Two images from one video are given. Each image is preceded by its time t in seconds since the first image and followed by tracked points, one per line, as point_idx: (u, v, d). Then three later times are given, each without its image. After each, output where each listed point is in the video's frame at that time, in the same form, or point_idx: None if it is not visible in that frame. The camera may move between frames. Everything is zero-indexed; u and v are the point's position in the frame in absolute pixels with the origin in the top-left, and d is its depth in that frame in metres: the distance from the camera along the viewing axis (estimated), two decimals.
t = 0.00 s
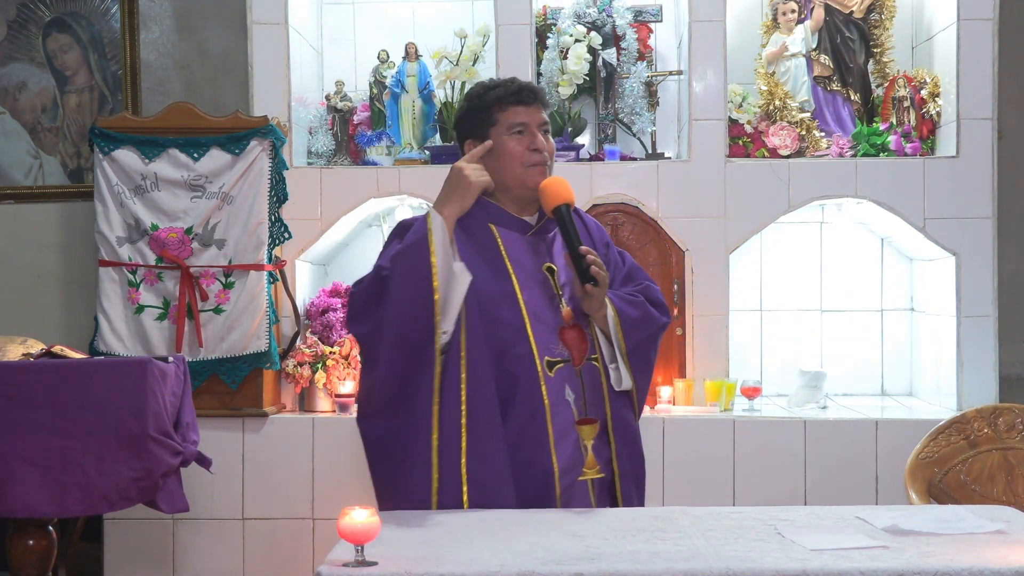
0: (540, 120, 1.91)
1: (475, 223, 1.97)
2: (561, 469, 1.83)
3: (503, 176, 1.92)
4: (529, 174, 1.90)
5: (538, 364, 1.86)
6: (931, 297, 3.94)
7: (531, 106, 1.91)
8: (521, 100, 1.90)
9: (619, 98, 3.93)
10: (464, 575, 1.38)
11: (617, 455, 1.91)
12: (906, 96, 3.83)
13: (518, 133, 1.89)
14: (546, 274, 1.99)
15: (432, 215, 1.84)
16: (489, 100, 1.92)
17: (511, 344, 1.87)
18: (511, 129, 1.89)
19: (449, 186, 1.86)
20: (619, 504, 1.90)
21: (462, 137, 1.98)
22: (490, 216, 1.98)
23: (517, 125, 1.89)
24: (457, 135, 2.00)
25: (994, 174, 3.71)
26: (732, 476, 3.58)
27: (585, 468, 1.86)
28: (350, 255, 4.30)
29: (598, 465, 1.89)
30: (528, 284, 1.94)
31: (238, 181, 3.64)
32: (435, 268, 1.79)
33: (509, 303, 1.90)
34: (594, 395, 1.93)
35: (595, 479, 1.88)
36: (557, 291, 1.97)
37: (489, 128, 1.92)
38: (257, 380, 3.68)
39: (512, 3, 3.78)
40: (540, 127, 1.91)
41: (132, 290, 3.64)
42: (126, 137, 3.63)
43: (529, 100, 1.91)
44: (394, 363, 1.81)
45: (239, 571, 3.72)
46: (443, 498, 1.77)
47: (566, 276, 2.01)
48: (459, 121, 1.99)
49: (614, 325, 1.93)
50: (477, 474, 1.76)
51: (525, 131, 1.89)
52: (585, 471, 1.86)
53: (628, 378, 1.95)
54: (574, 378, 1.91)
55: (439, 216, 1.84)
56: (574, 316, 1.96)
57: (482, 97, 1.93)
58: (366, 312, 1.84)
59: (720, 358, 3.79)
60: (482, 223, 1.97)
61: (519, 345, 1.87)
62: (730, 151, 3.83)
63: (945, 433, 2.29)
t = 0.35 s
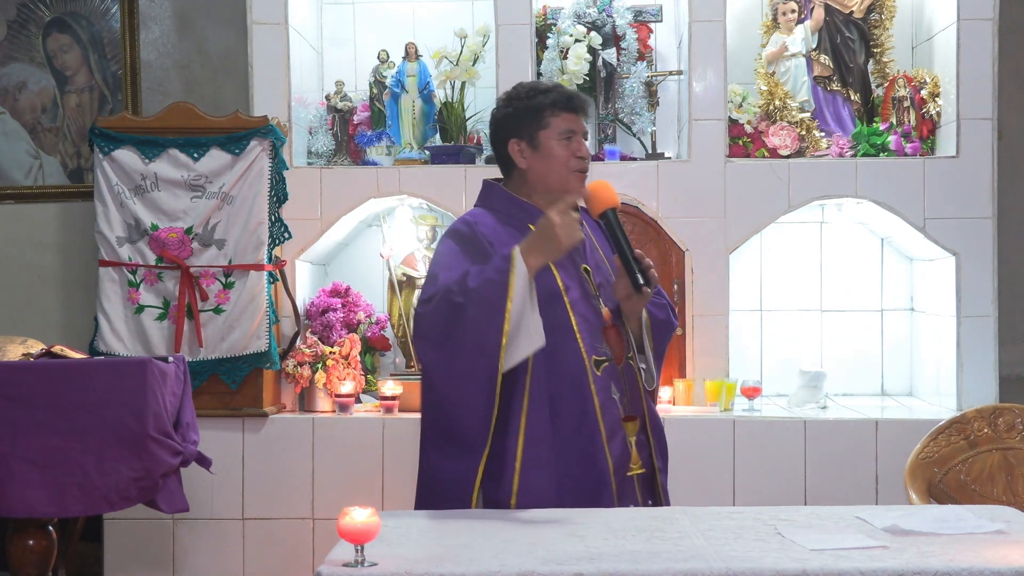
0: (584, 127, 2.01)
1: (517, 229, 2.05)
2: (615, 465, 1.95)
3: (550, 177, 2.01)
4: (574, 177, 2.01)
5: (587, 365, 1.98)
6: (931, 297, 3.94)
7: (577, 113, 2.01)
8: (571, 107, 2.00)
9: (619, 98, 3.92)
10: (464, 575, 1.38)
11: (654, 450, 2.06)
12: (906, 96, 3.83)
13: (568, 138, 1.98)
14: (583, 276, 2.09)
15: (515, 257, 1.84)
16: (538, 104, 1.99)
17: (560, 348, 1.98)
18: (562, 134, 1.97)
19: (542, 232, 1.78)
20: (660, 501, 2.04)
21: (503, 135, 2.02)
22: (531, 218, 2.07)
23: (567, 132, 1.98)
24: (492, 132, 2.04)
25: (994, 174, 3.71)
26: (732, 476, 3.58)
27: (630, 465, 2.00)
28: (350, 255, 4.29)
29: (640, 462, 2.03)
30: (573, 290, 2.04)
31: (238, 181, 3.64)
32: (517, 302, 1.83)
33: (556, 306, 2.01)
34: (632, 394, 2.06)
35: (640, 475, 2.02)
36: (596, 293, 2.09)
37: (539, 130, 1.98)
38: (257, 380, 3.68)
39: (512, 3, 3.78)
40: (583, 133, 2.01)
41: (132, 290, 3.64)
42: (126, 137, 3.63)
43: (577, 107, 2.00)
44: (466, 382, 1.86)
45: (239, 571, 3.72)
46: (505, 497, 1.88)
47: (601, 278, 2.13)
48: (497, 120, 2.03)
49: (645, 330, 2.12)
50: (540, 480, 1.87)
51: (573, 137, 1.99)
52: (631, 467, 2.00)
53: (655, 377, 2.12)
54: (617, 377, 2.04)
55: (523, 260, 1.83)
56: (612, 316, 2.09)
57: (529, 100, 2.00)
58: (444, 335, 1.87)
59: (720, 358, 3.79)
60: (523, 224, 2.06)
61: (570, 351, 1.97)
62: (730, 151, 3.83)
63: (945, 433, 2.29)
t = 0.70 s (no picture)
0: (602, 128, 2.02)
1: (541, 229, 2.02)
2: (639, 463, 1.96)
3: (573, 176, 2.01)
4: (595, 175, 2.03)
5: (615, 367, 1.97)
6: (931, 297, 3.94)
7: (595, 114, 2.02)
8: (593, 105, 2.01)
9: (619, 98, 3.92)
10: (464, 575, 1.38)
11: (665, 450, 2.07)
12: (906, 96, 3.83)
13: (592, 137, 2.00)
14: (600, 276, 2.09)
15: (558, 251, 1.85)
16: (560, 104, 1.99)
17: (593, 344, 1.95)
18: (585, 135, 1.99)
19: (584, 219, 1.83)
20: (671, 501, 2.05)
21: (525, 135, 2.01)
22: (553, 220, 2.05)
23: (590, 133, 1.99)
24: (513, 132, 2.02)
25: (994, 174, 3.71)
26: (732, 476, 3.58)
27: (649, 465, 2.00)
28: (350, 255, 4.29)
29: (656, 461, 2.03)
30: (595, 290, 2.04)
31: (238, 181, 3.64)
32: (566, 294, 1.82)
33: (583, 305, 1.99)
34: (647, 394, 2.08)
35: (658, 474, 2.03)
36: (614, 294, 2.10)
37: (562, 131, 1.98)
38: (257, 380, 3.68)
39: (512, 3, 3.78)
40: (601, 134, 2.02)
41: (132, 290, 3.64)
42: (126, 137, 3.63)
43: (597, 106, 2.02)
44: (522, 381, 1.81)
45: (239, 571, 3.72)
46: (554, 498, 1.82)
47: (614, 280, 2.14)
48: (518, 121, 2.02)
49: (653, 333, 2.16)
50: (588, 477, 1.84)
51: (593, 138, 2.00)
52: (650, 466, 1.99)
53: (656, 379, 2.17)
54: (637, 379, 2.05)
55: (567, 253, 1.84)
56: (628, 317, 2.11)
57: (551, 100, 2.00)
58: (495, 339, 1.83)
59: (720, 358, 3.80)
60: (546, 226, 2.03)
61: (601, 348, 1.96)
62: (730, 151, 3.83)
63: (945, 433, 2.29)
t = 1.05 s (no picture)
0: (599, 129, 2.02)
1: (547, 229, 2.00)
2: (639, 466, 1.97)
3: (573, 177, 2.00)
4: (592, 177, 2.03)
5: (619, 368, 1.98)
6: (931, 297, 3.94)
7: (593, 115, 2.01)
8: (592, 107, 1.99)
9: (619, 98, 3.92)
10: (464, 575, 1.38)
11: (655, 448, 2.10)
12: (906, 96, 3.84)
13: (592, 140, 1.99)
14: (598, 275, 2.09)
15: (603, 305, 1.79)
16: (563, 104, 1.96)
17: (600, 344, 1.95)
18: (586, 137, 1.98)
19: (637, 286, 1.81)
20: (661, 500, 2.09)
21: (526, 134, 1.97)
22: (556, 221, 2.02)
23: (590, 134, 1.98)
24: (513, 130, 1.98)
25: (994, 174, 3.71)
26: (732, 476, 3.58)
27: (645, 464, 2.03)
28: (350, 254, 4.29)
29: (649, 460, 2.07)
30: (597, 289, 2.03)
31: (238, 181, 3.63)
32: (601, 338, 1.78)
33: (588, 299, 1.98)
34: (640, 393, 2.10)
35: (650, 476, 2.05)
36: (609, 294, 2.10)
37: (565, 132, 1.96)
38: (257, 380, 3.68)
39: (512, 3, 3.78)
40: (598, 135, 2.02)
41: (132, 290, 3.64)
42: (126, 137, 3.63)
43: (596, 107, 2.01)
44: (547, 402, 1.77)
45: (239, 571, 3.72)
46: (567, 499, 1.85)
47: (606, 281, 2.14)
48: (519, 119, 1.97)
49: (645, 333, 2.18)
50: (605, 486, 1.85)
51: (593, 139, 1.99)
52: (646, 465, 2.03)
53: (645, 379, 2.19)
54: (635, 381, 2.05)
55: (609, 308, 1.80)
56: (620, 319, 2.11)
57: (555, 99, 1.96)
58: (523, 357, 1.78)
59: (720, 358, 3.79)
60: (550, 225, 2.01)
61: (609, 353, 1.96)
62: (730, 151, 3.83)
63: (945, 433, 2.30)
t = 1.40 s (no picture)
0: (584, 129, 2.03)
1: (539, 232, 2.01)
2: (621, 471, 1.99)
3: (562, 178, 2.00)
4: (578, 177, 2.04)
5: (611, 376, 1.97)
6: (931, 297, 3.94)
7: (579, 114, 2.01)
8: (579, 106, 1.99)
9: (619, 98, 3.92)
10: (464, 575, 1.38)
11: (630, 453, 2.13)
12: (906, 96, 3.83)
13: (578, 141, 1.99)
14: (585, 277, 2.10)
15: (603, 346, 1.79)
16: (552, 104, 1.95)
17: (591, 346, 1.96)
18: (574, 138, 1.98)
19: (635, 334, 1.81)
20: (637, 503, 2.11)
21: (516, 134, 1.96)
22: (543, 221, 2.04)
23: (578, 135, 1.99)
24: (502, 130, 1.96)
25: (994, 174, 3.71)
26: (732, 476, 3.58)
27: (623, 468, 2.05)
28: (350, 255, 4.29)
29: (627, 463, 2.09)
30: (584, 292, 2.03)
31: (238, 181, 3.64)
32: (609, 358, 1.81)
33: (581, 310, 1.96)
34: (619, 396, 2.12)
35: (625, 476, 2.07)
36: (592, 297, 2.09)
37: (555, 133, 1.96)
38: (257, 380, 3.68)
39: (512, 4, 3.78)
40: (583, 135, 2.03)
41: (132, 290, 3.64)
42: (126, 136, 3.63)
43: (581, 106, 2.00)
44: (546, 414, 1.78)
45: (239, 571, 3.72)
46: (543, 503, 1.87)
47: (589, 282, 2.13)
48: (508, 118, 1.95)
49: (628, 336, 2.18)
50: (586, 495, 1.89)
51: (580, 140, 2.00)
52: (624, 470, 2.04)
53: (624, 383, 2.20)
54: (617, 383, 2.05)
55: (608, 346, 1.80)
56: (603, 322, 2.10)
57: (544, 99, 1.95)
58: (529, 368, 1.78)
59: (720, 358, 3.79)
60: (538, 225, 2.02)
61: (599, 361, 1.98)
62: (730, 151, 3.83)
63: (945, 433, 2.30)
